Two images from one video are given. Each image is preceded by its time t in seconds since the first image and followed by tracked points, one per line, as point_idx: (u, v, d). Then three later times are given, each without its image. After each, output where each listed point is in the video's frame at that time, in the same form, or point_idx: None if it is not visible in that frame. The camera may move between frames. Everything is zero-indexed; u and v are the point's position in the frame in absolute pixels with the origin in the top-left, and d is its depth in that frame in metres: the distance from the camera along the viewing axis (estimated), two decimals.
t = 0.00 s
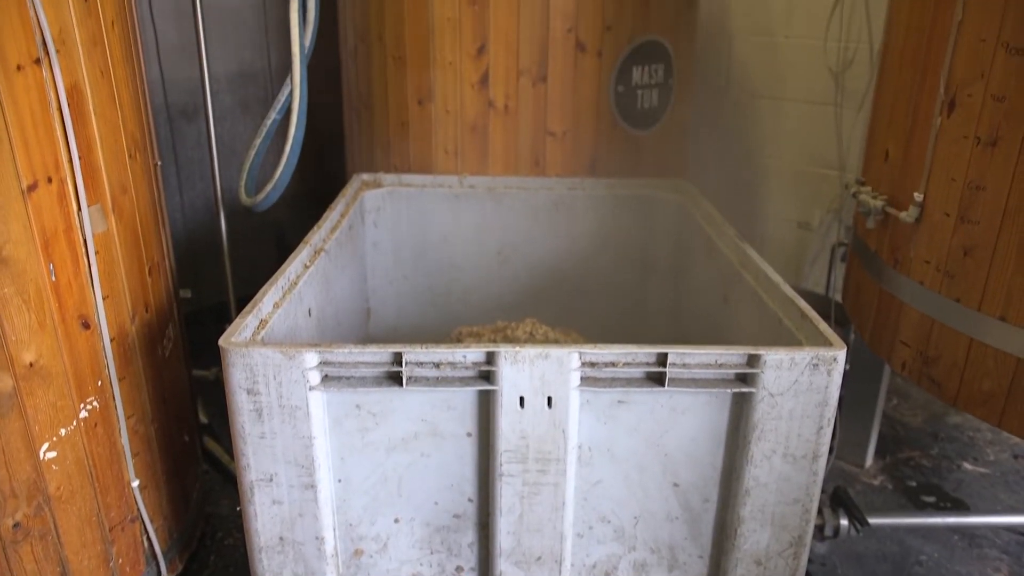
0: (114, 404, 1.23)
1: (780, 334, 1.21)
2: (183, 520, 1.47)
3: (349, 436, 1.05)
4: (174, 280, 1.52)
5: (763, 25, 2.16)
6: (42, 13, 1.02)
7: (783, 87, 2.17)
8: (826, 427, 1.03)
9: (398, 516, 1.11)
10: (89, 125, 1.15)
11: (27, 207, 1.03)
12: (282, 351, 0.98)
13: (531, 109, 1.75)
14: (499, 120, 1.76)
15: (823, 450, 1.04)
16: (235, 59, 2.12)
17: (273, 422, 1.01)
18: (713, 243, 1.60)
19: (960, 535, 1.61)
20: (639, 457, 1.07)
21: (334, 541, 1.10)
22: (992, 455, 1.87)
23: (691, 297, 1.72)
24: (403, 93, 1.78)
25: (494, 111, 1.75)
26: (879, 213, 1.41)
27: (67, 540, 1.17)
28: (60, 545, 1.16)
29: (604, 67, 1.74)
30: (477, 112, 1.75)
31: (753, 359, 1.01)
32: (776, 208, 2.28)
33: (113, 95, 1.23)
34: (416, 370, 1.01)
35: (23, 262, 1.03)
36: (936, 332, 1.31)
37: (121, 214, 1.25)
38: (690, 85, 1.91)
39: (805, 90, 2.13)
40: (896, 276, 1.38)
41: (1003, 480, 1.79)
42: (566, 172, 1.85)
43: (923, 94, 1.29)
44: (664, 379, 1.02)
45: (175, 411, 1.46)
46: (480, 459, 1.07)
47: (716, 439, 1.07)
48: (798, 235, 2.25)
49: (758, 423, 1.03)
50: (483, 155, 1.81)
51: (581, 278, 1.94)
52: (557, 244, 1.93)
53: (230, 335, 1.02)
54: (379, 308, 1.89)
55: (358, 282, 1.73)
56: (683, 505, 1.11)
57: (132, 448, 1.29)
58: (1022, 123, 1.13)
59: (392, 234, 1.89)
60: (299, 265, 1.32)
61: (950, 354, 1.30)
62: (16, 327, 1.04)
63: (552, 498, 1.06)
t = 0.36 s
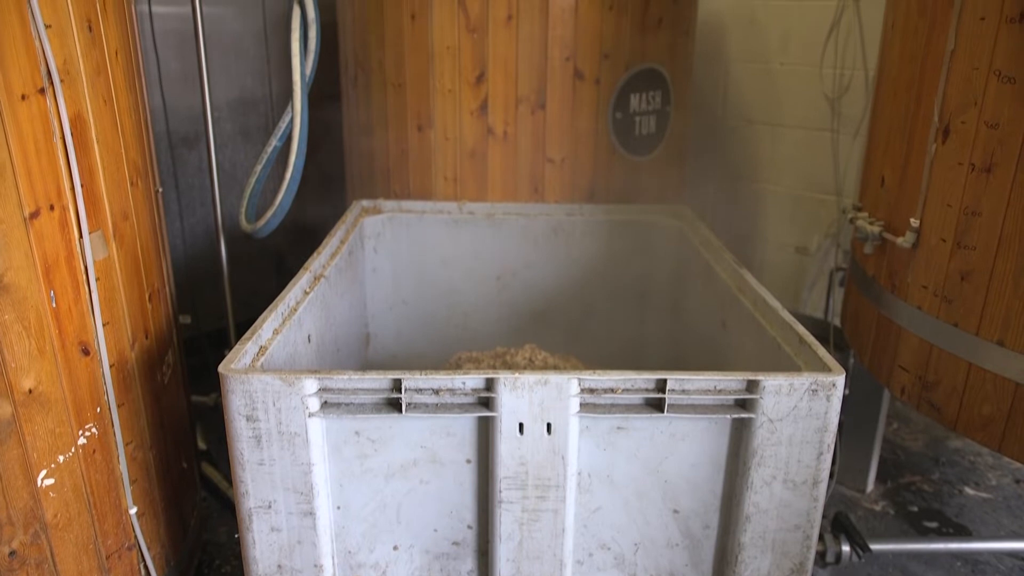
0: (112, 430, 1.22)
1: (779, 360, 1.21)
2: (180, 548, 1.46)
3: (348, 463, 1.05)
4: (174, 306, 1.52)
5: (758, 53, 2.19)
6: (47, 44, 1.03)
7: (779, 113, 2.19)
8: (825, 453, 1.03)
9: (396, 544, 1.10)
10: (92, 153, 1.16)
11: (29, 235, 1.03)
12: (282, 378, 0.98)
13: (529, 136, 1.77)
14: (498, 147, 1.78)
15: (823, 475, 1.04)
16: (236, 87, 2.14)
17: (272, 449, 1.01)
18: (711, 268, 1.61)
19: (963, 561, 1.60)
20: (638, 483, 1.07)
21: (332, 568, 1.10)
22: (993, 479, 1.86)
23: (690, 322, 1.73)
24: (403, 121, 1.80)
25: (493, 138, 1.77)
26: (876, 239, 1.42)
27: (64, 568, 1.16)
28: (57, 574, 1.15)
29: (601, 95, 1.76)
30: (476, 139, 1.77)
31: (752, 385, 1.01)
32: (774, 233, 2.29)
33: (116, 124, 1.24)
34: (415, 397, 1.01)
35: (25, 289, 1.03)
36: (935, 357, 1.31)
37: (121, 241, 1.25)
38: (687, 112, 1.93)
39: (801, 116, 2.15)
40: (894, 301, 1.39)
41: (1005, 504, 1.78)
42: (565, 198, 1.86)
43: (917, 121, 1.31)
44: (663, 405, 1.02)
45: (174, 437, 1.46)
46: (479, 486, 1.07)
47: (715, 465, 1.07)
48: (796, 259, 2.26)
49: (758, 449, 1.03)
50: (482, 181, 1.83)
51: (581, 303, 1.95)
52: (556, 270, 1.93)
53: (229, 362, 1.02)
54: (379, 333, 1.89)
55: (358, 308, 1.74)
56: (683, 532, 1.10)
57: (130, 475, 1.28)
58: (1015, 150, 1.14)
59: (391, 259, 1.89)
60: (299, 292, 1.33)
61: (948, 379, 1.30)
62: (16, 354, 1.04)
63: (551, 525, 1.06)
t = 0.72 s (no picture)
0: (111, 457, 1.22)
1: (779, 386, 1.21)
2: None
3: (348, 490, 1.05)
4: (174, 332, 1.53)
5: (754, 80, 2.22)
6: (52, 74, 1.05)
7: (777, 139, 2.21)
8: (826, 479, 1.03)
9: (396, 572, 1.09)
10: (94, 181, 1.17)
11: (31, 262, 1.03)
12: (281, 405, 0.98)
13: (528, 162, 1.79)
14: (497, 173, 1.80)
15: (824, 502, 1.04)
16: (238, 113, 2.16)
17: (272, 476, 1.01)
18: (710, 293, 1.61)
19: None
20: (639, 510, 1.07)
21: None
22: (996, 505, 1.85)
23: (689, 347, 1.73)
24: (403, 147, 1.82)
25: (493, 164, 1.79)
26: (874, 264, 1.42)
27: None
28: None
29: (600, 122, 1.78)
30: (476, 165, 1.79)
31: (752, 411, 1.01)
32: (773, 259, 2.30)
33: (119, 152, 1.25)
34: (415, 424, 1.01)
35: (25, 317, 1.04)
36: (934, 382, 1.31)
37: (123, 268, 1.26)
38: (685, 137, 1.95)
39: (798, 142, 2.17)
40: (893, 326, 1.39)
41: (1009, 530, 1.77)
42: (564, 224, 1.88)
43: (913, 148, 1.32)
44: (663, 431, 1.02)
45: (172, 464, 1.45)
46: (479, 513, 1.06)
47: (716, 492, 1.06)
48: (795, 284, 2.26)
49: (759, 475, 1.02)
50: (482, 207, 1.85)
51: (580, 328, 1.95)
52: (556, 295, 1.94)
53: (230, 389, 1.02)
54: (379, 358, 1.90)
55: (358, 333, 1.74)
56: (684, 559, 1.10)
57: (129, 502, 1.28)
58: (1011, 176, 1.15)
59: (391, 285, 1.90)
60: (299, 318, 1.33)
61: (949, 404, 1.30)
62: (16, 381, 1.04)
63: (552, 552, 1.05)
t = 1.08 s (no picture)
0: (109, 485, 1.21)
1: (779, 413, 1.20)
2: None
3: (347, 519, 1.04)
4: (174, 359, 1.52)
5: (751, 108, 2.24)
6: (57, 104, 1.06)
7: (775, 166, 2.23)
8: (828, 506, 1.02)
9: None
10: (97, 208, 1.17)
11: (33, 289, 1.04)
12: (281, 433, 0.98)
13: (528, 190, 1.80)
14: (497, 200, 1.81)
15: (826, 530, 1.03)
16: (240, 140, 2.18)
17: (271, 504, 1.00)
18: (710, 320, 1.61)
19: None
20: (640, 539, 1.06)
21: None
22: (1000, 532, 1.84)
23: (689, 374, 1.73)
24: (404, 175, 1.83)
25: (493, 192, 1.80)
26: (872, 291, 1.43)
27: None
28: None
29: (599, 151, 1.79)
30: (477, 194, 1.81)
31: (752, 439, 1.01)
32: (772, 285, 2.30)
33: (121, 180, 1.27)
34: (415, 453, 1.01)
35: (27, 344, 1.04)
36: (935, 409, 1.31)
37: (124, 296, 1.26)
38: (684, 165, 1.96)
39: (796, 169, 2.19)
40: (892, 352, 1.39)
41: (1013, 558, 1.76)
42: (564, 250, 1.88)
43: (910, 176, 1.33)
44: (663, 460, 1.02)
45: (171, 492, 1.45)
46: (479, 542, 1.06)
47: (717, 520, 1.06)
48: (795, 310, 2.27)
49: (760, 503, 1.02)
50: (482, 234, 1.86)
51: (580, 355, 1.96)
52: (556, 321, 1.94)
53: (230, 417, 1.02)
54: (378, 386, 1.89)
55: (357, 360, 1.74)
56: None
57: (126, 531, 1.27)
58: (1006, 204, 1.16)
59: (391, 312, 1.90)
60: (299, 345, 1.33)
61: (949, 431, 1.30)
62: (16, 409, 1.03)
63: None
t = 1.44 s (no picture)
0: (107, 505, 1.21)
1: (779, 432, 1.20)
2: None
3: (346, 539, 1.04)
4: (173, 378, 1.52)
5: (749, 127, 2.26)
6: (59, 125, 1.07)
7: (773, 185, 2.24)
8: (828, 525, 1.02)
9: None
10: (98, 229, 1.18)
11: (32, 309, 1.04)
12: (280, 453, 0.98)
13: (526, 209, 1.81)
14: (497, 219, 1.82)
15: (826, 549, 1.03)
16: (240, 159, 2.19)
17: (269, 524, 1.00)
18: (709, 338, 1.62)
19: None
20: (639, 558, 1.06)
21: None
22: (1002, 550, 1.83)
23: (689, 392, 1.73)
24: (403, 194, 1.84)
25: (491, 212, 1.81)
26: (871, 308, 1.43)
27: None
28: None
29: (597, 170, 1.80)
30: (476, 213, 1.81)
31: (752, 458, 1.01)
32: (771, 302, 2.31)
33: (122, 200, 1.27)
34: (414, 472, 1.01)
35: (26, 364, 1.04)
36: (934, 427, 1.31)
37: (124, 315, 1.26)
38: (682, 184, 1.97)
39: (794, 187, 2.20)
40: (891, 370, 1.39)
41: None
42: (562, 269, 1.88)
43: (906, 194, 1.34)
44: (662, 479, 1.02)
45: (169, 512, 1.44)
46: (479, 562, 1.05)
47: (717, 538, 1.05)
48: (794, 328, 2.27)
49: (760, 522, 1.02)
50: (481, 253, 1.86)
51: (580, 373, 1.96)
52: (556, 339, 1.94)
53: (229, 436, 1.01)
54: (378, 405, 1.89)
55: (356, 379, 1.74)
56: None
57: (124, 551, 1.26)
58: (1003, 222, 1.17)
59: (391, 330, 1.91)
60: (299, 364, 1.34)
61: (949, 449, 1.30)
62: (14, 429, 1.04)
63: None
